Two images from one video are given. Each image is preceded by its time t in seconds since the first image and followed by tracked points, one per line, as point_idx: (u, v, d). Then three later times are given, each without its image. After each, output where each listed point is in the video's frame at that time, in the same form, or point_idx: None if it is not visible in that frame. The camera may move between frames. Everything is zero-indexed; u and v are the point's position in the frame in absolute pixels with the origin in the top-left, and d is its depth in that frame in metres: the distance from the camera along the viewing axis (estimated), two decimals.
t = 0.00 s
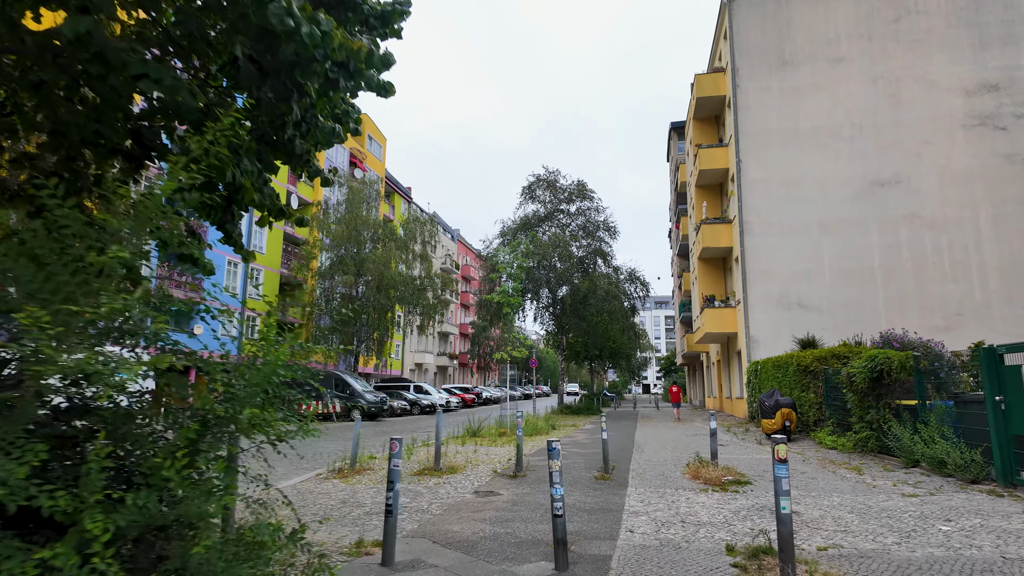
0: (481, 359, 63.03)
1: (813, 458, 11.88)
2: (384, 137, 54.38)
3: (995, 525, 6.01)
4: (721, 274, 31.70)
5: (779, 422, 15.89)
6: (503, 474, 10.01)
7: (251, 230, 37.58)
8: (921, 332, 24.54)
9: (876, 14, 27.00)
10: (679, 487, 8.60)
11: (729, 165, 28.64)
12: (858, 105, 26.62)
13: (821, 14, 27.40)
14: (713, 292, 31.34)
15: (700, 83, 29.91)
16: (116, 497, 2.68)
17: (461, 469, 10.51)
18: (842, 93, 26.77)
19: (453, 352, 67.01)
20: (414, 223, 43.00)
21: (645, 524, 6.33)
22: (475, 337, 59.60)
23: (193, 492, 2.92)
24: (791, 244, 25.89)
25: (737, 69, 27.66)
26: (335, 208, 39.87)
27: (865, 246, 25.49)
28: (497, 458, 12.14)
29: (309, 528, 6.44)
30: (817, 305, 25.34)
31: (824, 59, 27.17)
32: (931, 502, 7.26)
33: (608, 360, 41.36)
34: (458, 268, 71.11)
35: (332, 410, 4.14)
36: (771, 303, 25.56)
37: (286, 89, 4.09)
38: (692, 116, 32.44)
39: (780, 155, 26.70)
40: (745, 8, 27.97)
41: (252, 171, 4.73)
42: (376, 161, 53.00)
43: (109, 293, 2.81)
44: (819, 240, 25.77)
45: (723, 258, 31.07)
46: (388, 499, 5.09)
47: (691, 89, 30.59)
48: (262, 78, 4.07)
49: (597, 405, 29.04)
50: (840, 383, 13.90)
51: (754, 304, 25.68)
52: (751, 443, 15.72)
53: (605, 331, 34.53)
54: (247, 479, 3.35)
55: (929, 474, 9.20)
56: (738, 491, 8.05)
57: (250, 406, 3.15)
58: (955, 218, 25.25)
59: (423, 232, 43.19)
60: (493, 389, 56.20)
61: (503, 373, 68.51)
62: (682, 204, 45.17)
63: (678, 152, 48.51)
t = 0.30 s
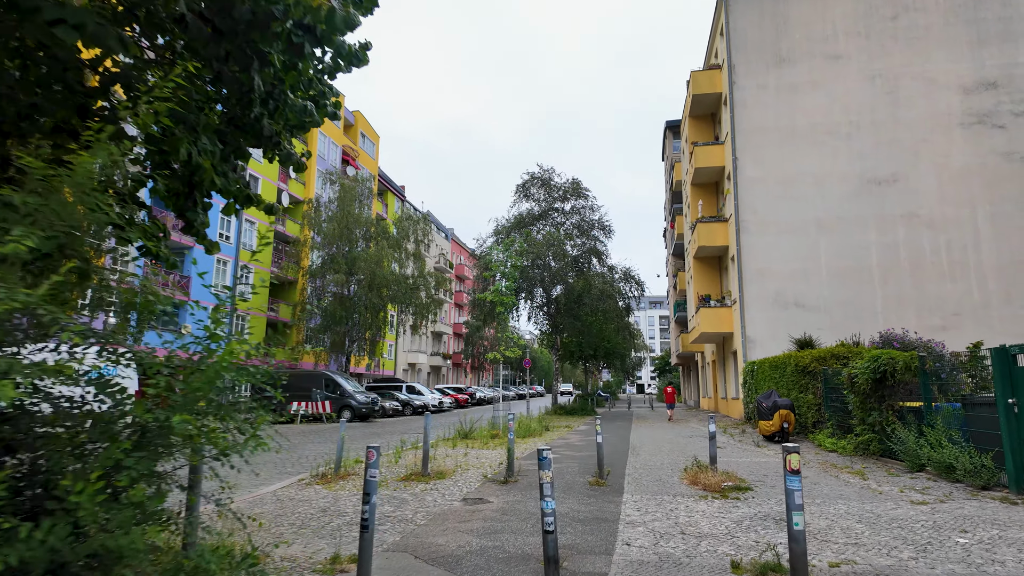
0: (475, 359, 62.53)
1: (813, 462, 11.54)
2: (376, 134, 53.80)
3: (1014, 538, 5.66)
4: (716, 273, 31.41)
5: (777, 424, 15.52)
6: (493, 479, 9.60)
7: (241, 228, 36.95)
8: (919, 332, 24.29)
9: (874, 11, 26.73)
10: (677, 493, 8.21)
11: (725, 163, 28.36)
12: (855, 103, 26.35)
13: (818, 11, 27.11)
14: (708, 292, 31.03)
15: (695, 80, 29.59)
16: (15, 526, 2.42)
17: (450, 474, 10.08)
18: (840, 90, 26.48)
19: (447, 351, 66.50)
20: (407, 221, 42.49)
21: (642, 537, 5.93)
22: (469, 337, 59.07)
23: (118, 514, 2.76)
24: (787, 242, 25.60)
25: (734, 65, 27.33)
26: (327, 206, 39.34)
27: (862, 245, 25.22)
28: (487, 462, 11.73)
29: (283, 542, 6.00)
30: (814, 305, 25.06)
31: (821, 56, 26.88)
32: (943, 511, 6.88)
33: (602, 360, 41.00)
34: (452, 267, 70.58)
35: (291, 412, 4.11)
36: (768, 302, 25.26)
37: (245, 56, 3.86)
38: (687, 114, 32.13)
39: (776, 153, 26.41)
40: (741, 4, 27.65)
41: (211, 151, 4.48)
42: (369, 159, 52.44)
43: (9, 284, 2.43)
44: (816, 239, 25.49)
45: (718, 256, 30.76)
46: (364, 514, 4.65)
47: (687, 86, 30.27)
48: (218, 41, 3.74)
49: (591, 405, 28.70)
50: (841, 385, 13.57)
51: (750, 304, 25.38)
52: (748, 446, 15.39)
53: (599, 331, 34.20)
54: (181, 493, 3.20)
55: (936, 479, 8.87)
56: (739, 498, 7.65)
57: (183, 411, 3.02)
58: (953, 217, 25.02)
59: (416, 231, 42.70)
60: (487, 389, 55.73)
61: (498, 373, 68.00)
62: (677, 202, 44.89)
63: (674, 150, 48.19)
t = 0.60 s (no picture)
0: (468, 358, 62.03)
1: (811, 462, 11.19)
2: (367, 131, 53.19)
3: None
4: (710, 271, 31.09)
5: (774, 423, 15.17)
6: (481, 481, 9.16)
7: (229, 224, 36.33)
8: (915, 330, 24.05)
9: (869, 6, 26.48)
10: (673, 495, 7.81)
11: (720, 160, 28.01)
12: (851, 99, 26.08)
13: (814, 6, 26.82)
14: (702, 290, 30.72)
15: (690, 76, 29.23)
16: None
17: (436, 475, 9.64)
18: (836, 86, 26.20)
19: (439, 351, 65.97)
20: (399, 218, 41.94)
21: (638, 543, 5.53)
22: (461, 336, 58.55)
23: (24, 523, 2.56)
24: (782, 240, 25.30)
25: (729, 61, 27.00)
26: (316, 203, 38.77)
27: (858, 242, 24.96)
28: (476, 462, 11.29)
29: (250, 551, 5.53)
30: (809, 302, 24.78)
31: (817, 51, 26.60)
32: (956, 514, 6.52)
33: (595, 359, 40.60)
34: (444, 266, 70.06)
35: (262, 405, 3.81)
36: (763, 300, 24.96)
37: None
38: (682, 110, 31.80)
39: (771, 149, 26.11)
40: None
41: (155, 114, 3.94)
42: (360, 156, 51.82)
43: None
44: (811, 236, 25.21)
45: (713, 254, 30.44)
46: (332, 520, 4.25)
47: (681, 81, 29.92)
48: None
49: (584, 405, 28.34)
50: (840, 383, 13.23)
51: (745, 302, 25.07)
52: (744, 445, 15.03)
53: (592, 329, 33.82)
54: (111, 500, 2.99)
55: (942, 479, 8.53)
56: (739, 501, 7.26)
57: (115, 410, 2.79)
58: (949, 214, 24.80)
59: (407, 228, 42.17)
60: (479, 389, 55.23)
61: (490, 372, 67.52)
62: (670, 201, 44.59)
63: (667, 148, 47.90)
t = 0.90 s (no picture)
0: (463, 358, 61.57)
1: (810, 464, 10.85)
2: (361, 128, 52.66)
3: None
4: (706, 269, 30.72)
5: (772, 424, 14.78)
6: (468, 486, 8.73)
7: (219, 221, 35.80)
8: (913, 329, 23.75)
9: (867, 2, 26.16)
10: (671, 502, 7.39)
11: (716, 157, 27.65)
12: (848, 95, 25.77)
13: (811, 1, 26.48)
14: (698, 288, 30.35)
15: (686, 72, 28.86)
16: None
17: (422, 480, 9.22)
18: (833, 82, 25.88)
19: (434, 350, 65.49)
20: (392, 216, 41.40)
21: (632, 556, 5.11)
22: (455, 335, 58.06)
23: None
24: (779, 238, 24.97)
25: (725, 56, 26.64)
26: (308, 200, 38.29)
27: (855, 240, 24.63)
28: (465, 465, 10.88)
29: (213, 565, 5.10)
30: (806, 301, 24.45)
31: (814, 47, 26.27)
32: (971, 522, 6.14)
33: (590, 358, 40.26)
34: (439, 264, 69.55)
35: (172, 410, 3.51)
36: (759, 298, 24.62)
37: None
38: (678, 107, 31.43)
39: (768, 146, 25.76)
40: None
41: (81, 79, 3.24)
42: (353, 153, 51.31)
43: None
44: (808, 234, 24.88)
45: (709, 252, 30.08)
46: (293, 537, 3.81)
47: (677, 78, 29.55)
48: None
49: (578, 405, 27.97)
50: (841, 383, 12.89)
51: (741, 300, 24.72)
52: (741, 446, 14.65)
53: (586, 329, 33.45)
54: None
55: (951, 484, 8.14)
56: (740, 508, 6.87)
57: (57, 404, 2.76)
58: (948, 212, 24.52)
59: (401, 226, 41.65)
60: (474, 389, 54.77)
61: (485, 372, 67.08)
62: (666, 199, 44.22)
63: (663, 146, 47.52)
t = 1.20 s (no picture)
0: (461, 357, 61.16)
1: (816, 463, 10.47)
2: (357, 125, 52.20)
3: None
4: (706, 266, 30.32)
5: (776, 422, 14.37)
6: (460, 486, 8.33)
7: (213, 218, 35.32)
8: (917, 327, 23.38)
9: None
10: (672, 503, 6.99)
11: (716, 152, 27.26)
12: (851, 89, 25.38)
13: None
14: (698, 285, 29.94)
15: (686, 66, 28.46)
16: None
17: (413, 480, 8.80)
18: (835, 76, 25.48)
19: (432, 349, 65.07)
20: (388, 213, 40.96)
21: (635, 565, 4.70)
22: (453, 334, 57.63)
23: None
24: (781, 234, 24.58)
25: (726, 50, 26.23)
26: (303, 196, 37.83)
27: (858, 236, 24.24)
28: (458, 464, 10.48)
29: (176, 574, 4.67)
30: (808, 298, 24.06)
31: (816, 40, 25.88)
32: (996, 527, 5.73)
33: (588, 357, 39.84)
34: (437, 262, 69.12)
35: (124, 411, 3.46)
36: (760, 295, 24.23)
37: None
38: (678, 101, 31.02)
39: (769, 141, 25.36)
40: None
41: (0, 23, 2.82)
42: (349, 150, 50.87)
43: None
44: (810, 230, 24.49)
45: (709, 249, 29.68)
46: (254, 548, 3.37)
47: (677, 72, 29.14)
48: None
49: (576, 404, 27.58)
50: (847, 380, 12.50)
51: (742, 297, 24.32)
52: (744, 445, 14.26)
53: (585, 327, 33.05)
54: None
55: (969, 485, 7.75)
56: (748, 511, 6.46)
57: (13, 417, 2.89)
58: (951, 207, 24.15)
59: (397, 223, 41.20)
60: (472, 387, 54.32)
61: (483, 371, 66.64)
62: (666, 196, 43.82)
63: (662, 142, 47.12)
